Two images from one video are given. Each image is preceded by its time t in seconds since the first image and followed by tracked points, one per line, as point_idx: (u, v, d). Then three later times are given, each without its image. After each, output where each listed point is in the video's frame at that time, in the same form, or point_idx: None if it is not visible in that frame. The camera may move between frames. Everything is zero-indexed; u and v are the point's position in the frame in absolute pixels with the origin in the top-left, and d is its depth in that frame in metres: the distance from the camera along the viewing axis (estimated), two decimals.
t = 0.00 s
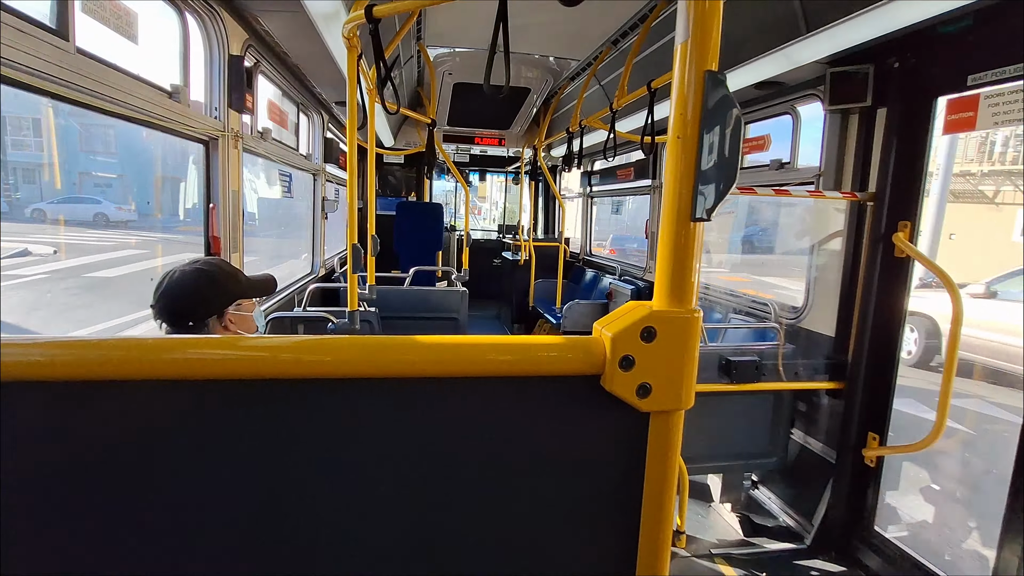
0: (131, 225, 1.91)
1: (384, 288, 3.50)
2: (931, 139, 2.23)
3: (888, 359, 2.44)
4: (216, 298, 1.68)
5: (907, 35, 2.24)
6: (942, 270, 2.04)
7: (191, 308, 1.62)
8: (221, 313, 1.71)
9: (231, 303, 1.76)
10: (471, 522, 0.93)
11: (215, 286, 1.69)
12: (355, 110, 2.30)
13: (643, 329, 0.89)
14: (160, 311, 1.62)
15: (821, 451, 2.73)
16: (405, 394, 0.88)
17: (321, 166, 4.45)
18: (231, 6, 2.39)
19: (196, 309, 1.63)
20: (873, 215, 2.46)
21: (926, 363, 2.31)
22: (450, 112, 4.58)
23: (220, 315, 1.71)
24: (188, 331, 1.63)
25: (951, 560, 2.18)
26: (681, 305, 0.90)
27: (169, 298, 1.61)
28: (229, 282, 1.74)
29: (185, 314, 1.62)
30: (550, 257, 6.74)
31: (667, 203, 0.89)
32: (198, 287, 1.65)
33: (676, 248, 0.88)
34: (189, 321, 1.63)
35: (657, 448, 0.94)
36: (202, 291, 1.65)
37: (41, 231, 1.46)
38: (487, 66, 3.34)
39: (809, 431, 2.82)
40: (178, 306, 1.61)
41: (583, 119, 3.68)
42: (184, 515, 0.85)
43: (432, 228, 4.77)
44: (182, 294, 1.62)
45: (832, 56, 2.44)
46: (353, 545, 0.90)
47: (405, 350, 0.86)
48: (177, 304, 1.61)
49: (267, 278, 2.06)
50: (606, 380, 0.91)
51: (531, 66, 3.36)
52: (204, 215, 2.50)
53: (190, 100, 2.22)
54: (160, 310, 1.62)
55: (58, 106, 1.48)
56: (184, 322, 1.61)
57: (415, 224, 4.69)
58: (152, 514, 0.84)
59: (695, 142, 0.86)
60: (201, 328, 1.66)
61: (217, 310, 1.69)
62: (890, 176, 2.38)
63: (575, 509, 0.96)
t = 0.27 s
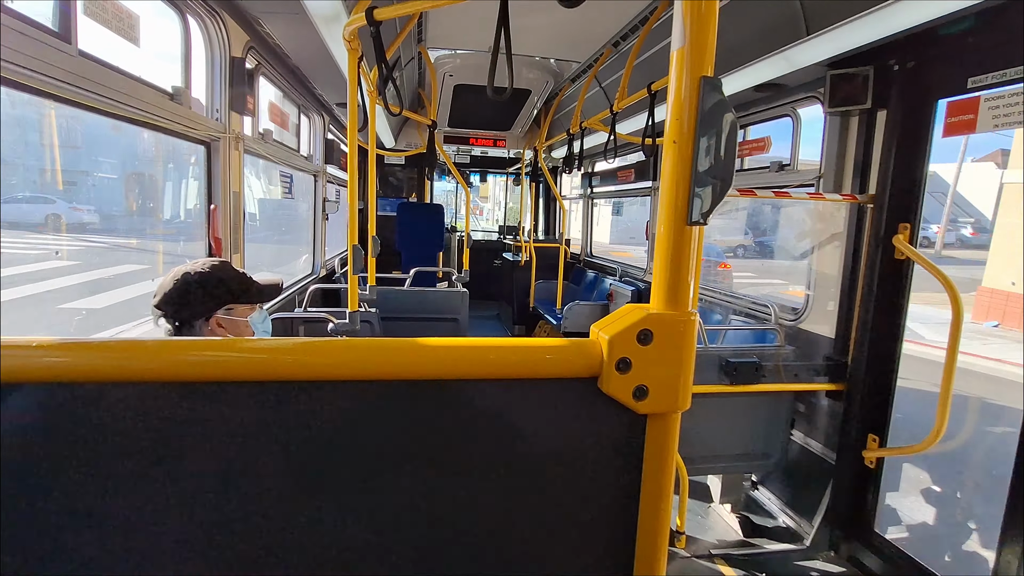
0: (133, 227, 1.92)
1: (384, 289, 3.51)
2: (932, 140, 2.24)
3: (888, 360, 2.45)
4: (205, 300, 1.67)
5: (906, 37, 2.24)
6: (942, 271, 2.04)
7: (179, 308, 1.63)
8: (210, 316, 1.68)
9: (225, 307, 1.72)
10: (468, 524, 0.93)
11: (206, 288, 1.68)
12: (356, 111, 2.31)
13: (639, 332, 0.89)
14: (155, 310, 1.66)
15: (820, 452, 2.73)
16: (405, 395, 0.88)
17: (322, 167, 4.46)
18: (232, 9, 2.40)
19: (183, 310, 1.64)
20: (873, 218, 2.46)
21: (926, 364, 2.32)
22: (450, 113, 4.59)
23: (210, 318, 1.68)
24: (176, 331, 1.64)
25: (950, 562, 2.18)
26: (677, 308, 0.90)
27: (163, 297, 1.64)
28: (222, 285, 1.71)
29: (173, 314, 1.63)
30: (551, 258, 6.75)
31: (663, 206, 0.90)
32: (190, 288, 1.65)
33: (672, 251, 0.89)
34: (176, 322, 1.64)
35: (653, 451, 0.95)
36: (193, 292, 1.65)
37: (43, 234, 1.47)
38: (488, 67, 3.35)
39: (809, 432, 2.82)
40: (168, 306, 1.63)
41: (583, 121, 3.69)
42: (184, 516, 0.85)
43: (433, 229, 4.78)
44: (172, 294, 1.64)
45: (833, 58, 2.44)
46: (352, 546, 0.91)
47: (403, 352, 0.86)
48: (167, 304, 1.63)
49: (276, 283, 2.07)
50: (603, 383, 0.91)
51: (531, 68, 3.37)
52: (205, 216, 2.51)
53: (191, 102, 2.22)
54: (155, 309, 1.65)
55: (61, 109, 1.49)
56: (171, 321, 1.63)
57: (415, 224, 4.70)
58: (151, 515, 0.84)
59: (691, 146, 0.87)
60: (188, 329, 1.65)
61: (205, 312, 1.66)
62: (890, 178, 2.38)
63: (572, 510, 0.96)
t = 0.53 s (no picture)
0: (133, 225, 1.91)
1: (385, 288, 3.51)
2: (934, 137, 2.23)
3: (890, 359, 2.43)
4: (205, 301, 1.67)
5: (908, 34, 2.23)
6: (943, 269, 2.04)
7: (178, 309, 1.62)
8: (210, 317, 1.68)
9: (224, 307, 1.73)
10: (468, 521, 0.93)
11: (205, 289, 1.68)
12: (356, 110, 2.31)
13: (640, 329, 0.89)
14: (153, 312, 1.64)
15: (821, 450, 2.73)
16: (404, 392, 0.88)
17: (322, 166, 4.46)
18: (231, 6, 2.39)
19: (183, 311, 1.63)
20: (874, 216, 2.45)
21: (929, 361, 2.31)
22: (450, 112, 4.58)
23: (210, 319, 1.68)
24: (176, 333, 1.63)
25: (953, 561, 2.17)
26: (678, 305, 0.90)
27: (162, 299, 1.63)
28: (221, 286, 1.72)
29: (173, 316, 1.62)
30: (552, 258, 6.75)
31: (665, 203, 0.89)
32: (189, 289, 1.65)
33: (674, 248, 0.88)
34: (176, 323, 1.63)
35: (654, 448, 0.94)
36: (192, 294, 1.65)
37: (43, 232, 1.46)
38: (489, 66, 3.35)
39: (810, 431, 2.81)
40: (168, 308, 1.62)
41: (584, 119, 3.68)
42: (183, 513, 0.85)
43: (433, 228, 4.77)
44: (172, 295, 1.63)
45: (834, 55, 2.43)
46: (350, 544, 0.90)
47: (403, 349, 0.86)
48: (167, 305, 1.62)
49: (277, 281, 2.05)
50: (603, 380, 0.91)
51: (531, 67, 3.37)
52: (205, 215, 2.50)
53: (191, 100, 2.22)
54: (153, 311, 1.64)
55: (60, 106, 1.49)
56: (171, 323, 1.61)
57: (416, 224, 4.70)
58: (150, 512, 0.84)
59: (692, 141, 0.86)
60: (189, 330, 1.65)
61: (206, 313, 1.66)
62: (892, 176, 2.37)
63: (572, 508, 0.96)
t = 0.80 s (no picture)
0: (134, 226, 1.92)
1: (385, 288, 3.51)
2: (934, 139, 2.24)
3: (890, 360, 2.44)
4: (210, 302, 1.67)
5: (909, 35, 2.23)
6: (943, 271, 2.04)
7: (184, 311, 1.62)
8: (217, 318, 1.69)
9: (228, 307, 1.74)
10: (469, 524, 0.94)
11: (210, 291, 1.68)
12: (357, 111, 2.30)
13: (640, 332, 0.89)
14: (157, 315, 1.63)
15: (822, 452, 2.73)
16: (405, 395, 0.88)
17: (323, 166, 4.46)
18: (232, 7, 2.39)
19: (189, 313, 1.63)
20: (875, 218, 2.45)
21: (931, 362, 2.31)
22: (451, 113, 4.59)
23: (215, 320, 1.69)
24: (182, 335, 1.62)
25: (950, 561, 2.19)
26: (679, 309, 0.90)
27: (166, 301, 1.62)
28: (224, 288, 1.72)
29: (179, 318, 1.61)
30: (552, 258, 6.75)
31: (665, 206, 0.90)
32: (194, 290, 1.65)
33: (674, 251, 0.89)
34: (182, 325, 1.62)
35: (655, 451, 0.95)
36: (198, 295, 1.65)
37: (44, 234, 1.47)
38: (489, 67, 3.35)
39: (810, 432, 2.82)
40: (173, 310, 1.61)
41: (585, 120, 3.69)
42: (186, 515, 0.85)
43: (434, 228, 4.78)
44: (178, 297, 1.62)
45: (835, 57, 2.43)
46: (351, 545, 0.91)
47: (404, 352, 0.86)
48: (171, 307, 1.61)
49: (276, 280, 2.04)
50: (603, 383, 0.91)
51: (532, 68, 3.37)
52: (206, 216, 2.51)
53: (192, 101, 2.22)
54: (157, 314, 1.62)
55: (61, 108, 1.49)
56: (178, 325, 1.61)
57: (417, 224, 4.70)
58: (152, 513, 0.85)
59: (692, 145, 0.87)
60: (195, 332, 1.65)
61: (212, 314, 1.67)
62: (892, 178, 2.37)
63: (574, 510, 0.96)
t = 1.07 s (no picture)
0: (134, 225, 1.92)
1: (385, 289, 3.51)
2: (933, 141, 2.25)
3: (890, 362, 2.44)
4: (210, 302, 1.67)
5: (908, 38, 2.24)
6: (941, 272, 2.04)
7: (184, 311, 1.62)
8: (216, 318, 1.70)
9: (226, 308, 1.74)
10: (467, 524, 0.94)
11: (210, 291, 1.68)
12: (357, 112, 2.31)
13: (639, 332, 0.89)
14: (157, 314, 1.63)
15: (821, 453, 2.73)
16: (405, 395, 0.88)
17: (323, 166, 4.47)
18: (233, 7, 2.39)
19: (189, 313, 1.63)
20: (874, 219, 2.45)
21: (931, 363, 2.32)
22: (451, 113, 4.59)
23: (214, 321, 1.70)
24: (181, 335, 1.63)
25: (950, 563, 2.19)
26: (678, 309, 0.90)
27: (166, 300, 1.62)
28: (224, 288, 1.72)
29: (178, 318, 1.62)
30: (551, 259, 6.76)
31: (663, 206, 0.90)
32: (194, 290, 1.65)
33: (672, 252, 0.89)
34: (182, 325, 1.63)
35: (653, 451, 0.95)
36: (198, 295, 1.65)
37: (45, 233, 1.47)
38: (489, 68, 3.36)
39: (809, 433, 2.83)
40: (173, 309, 1.62)
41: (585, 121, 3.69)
42: (185, 514, 0.86)
43: (434, 229, 4.78)
44: (177, 296, 1.62)
45: (834, 58, 2.44)
46: (351, 545, 0.91)
47: (404, 352, 0.86)
48: (171, 306, 1.61)
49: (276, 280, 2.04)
50: (602, 383, 0.91)
51: (532, 69, 3.38)
52: (206, 216, 2.51)
53: (193, 102, 2.23)
54: (157, 313, 1.62)
55: (62, 108, 1.50)
56: (177, 325, 1.61)
57: (417, 224, 4.71)
58: (151, 512, 0.85)
59: (690, 145, 0.87)
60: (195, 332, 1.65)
61: (212, 314, 1.68)
62: (892, 180, 2.37)
63: (573, 510, 0.96)
